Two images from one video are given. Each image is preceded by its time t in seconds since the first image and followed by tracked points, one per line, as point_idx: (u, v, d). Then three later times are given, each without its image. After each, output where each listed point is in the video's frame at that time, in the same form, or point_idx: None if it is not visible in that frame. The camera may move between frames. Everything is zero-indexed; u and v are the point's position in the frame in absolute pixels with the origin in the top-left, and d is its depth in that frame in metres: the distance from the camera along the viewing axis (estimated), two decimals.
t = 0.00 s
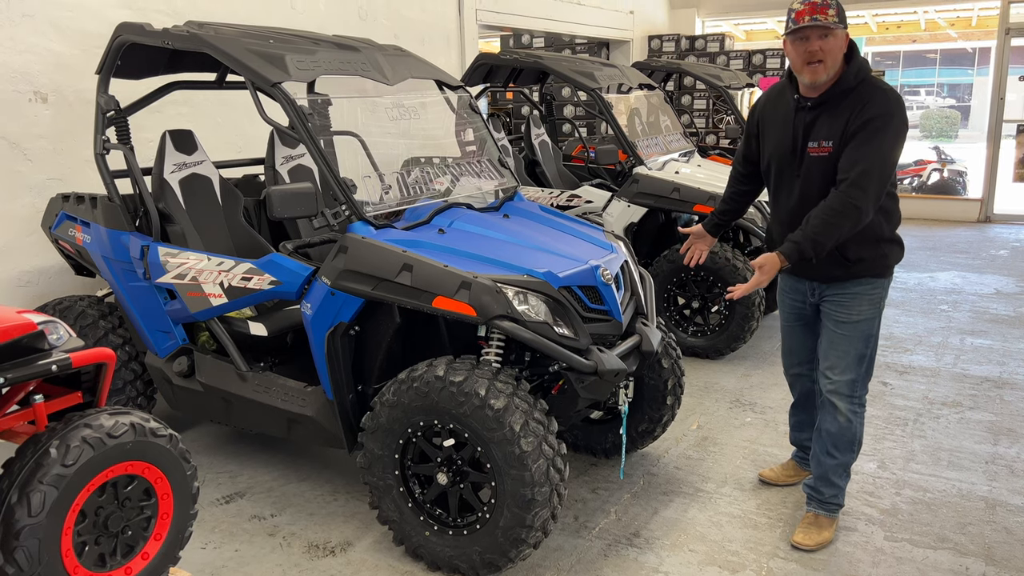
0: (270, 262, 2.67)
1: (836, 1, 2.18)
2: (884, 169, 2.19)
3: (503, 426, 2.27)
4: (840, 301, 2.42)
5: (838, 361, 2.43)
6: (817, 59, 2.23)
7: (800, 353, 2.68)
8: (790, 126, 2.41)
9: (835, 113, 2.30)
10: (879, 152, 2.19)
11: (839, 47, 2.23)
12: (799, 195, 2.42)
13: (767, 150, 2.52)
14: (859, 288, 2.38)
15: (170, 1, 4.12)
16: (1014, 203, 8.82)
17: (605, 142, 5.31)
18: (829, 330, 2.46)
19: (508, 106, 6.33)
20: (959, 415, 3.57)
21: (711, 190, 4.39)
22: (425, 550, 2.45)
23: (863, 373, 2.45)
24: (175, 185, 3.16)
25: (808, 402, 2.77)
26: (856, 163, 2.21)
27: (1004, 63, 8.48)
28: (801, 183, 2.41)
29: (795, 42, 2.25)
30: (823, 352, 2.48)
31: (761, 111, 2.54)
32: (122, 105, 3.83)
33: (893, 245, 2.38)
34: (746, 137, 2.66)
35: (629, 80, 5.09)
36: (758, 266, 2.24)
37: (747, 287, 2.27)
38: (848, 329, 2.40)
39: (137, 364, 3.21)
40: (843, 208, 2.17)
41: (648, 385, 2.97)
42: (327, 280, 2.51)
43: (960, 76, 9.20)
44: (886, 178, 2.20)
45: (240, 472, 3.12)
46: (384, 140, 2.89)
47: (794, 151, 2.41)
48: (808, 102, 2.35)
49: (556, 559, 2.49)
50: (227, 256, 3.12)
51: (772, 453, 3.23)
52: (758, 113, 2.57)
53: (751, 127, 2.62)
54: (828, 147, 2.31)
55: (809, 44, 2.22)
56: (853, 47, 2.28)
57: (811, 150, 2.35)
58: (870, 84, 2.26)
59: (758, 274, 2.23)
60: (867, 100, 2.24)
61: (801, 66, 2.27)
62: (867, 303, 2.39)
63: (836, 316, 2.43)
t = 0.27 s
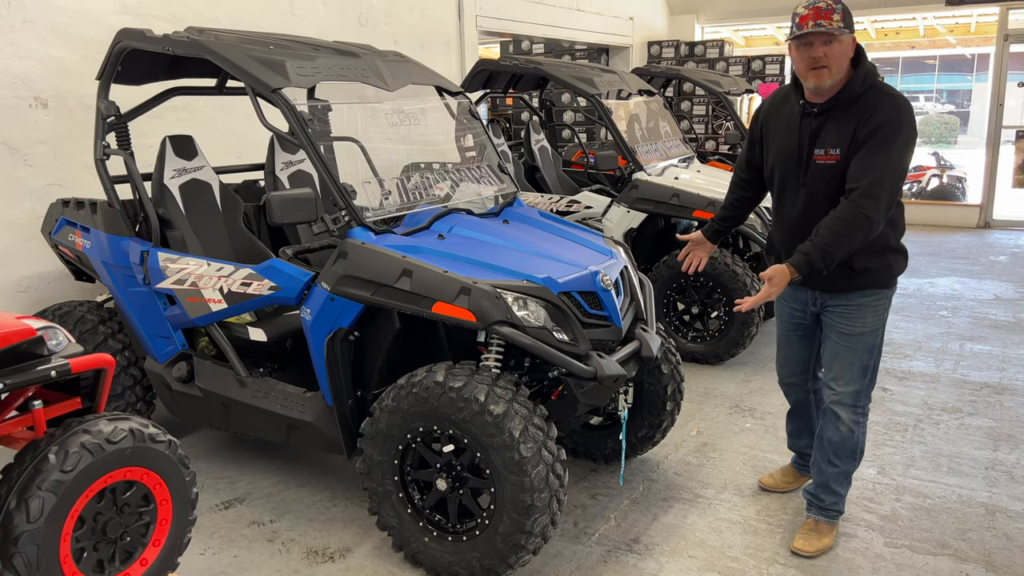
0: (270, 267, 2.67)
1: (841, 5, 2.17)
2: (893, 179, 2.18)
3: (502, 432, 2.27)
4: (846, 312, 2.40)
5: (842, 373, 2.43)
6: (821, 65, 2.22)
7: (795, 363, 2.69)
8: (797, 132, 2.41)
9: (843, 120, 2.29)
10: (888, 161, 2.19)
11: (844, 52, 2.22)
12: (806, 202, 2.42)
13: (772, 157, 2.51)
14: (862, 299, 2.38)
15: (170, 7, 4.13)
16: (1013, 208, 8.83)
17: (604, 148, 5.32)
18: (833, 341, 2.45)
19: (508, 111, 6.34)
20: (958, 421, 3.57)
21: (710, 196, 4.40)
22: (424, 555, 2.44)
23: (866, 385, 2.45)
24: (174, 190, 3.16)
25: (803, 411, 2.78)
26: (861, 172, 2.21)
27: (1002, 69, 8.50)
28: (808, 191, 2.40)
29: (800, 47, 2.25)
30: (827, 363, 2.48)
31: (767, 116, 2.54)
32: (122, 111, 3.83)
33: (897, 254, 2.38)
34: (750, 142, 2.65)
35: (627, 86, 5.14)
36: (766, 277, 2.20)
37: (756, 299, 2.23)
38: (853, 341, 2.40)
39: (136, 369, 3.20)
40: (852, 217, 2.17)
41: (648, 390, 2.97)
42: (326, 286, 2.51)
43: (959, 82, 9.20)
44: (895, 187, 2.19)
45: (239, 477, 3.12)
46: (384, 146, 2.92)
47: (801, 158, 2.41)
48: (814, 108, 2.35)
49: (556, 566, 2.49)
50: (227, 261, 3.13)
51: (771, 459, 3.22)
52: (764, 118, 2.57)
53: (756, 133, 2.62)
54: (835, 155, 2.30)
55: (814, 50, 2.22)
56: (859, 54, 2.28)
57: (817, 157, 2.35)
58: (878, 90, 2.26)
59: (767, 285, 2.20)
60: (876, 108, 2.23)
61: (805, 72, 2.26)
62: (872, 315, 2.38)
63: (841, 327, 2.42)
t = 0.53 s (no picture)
0: (270, 272, 2.67)
1: (821, 7, 2.21)
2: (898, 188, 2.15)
3: (502, 437, 2.26)
4: (838, 322, 2.36)
5: (836, 384, 2.42)
6: (795, 64, 2.31)
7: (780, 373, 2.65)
8: (801, 132, 2.39)
9: (847, 121, 2.27)
10: (892, 169, 2.16)
11: (821, 54, 2.24)
12: (803, 204, 2.41)
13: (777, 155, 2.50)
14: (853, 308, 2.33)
15: (171, 13, 4.14)
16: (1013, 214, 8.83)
17: (604, 153, 5.33)
18: (826, 351, 2.43)
19: (508, 117, 6.35)
20: (959, 427, 3.57)
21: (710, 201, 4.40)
22: (424, 562, 2.44)
23: (861, 394, 2.44)
24: (174, 196, 3.16)
25: (791, 422, 2.75)
26: (871, 182, 2.19)
27: (1001, 75, 8.52)
28: (807, 192, 2.39)
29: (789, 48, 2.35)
30: (821, 373, 2.46)
31: (778, 113, 2.53)
32: (122, 117, 3.84)
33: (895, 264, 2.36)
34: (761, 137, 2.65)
35: (627, 92, 5.08)
36: (787, 311, 2.18)
37: (788, 333, 2.19)
38: (844, 351, 2.37)
39: (136, 375, 3.20)
40: (867, 232, 2.15)
41: (647, 396, 2.97)
42: (326, 291, 2.51)
43: (957, 88, 9.25)
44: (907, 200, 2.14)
45: (239, 483, 3.11)
46: (384, 152, 2.92)
47: (802, 158, 2.39)
48: (819, 107, 2.34)
49: (555, 572, 2.48)
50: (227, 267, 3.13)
51: (771, 465, 3.22)
52: (774, 114, 2.55)
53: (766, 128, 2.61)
54: (835, 157, 2.29)
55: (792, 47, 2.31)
56: (871, 58, 2.26)
57: (818, 158, 2.33)
58: (885, 93, 2.23)
59: (791, 317, 2.16)
60: (881, 112, 2.20)
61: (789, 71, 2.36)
62: (862, 325, 2.34)
63: (833, 338, 2.39)
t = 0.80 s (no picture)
0: (270, 277, 2.67)
1: (822, 4, 2.23)
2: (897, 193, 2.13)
3: (502, 442, 2.26)
4: (825, 327, 2.39)
5: (826, 391, 2.42)
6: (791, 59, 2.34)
7: (766, 376, 2.60)
8: (799, 129, 2.37)
9: (845, 121, 2.26)
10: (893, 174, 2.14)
11: (813, 49, 2.26)
12: (794, 202, 2.39)
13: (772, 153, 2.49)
14: (837, 312, 2.37)
15: (171, 19, 4.15)
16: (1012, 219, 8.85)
17: (604, 158, 5.34)
18: (814, 358, 2.45)
19: (507, 122, 6.36)
20: (959, 432, 3.56)
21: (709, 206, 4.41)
22: (422, 567, 2.43)
23: (852, 400, 2.42)
24: (174, 201, 3.16)
25: (765, 436, 2.66)
26: (880, 189, 2.18)
27: (1000, 80, 8.54)
28: (800, 190, 2.37)
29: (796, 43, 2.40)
30: (812, 379, 2.47)
31: (779, 109, 2.51)
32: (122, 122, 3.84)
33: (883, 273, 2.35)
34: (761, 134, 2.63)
35: (626, 97, 5.08)
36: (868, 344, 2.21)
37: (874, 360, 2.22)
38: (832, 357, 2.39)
39: (135, 380, 3.20)
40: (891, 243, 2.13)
41: (647, 401, 2.96)
42: (326, 296, 2.50)
43: (956, 93, 9.27)
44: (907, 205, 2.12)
45: (238, 488, 3.11)
46: (384, 157, 2.94)
47: (797, 156, 2.37)
48: (815, 106, 2.33)
49: None
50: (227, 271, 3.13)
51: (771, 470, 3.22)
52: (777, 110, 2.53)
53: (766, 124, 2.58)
54: (829, 156, 2.27)
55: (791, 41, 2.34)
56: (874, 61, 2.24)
57: (812, 156, 2.31)
58: (884, 95, 2.22)
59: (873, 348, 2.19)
60: (881, 114, 2.18)
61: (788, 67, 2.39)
62: (849, 332, 2.36)
63: (822, 343, 2.41)
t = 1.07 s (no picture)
0: (270, 281, 2.67)
1: (816, 8, 2.21)
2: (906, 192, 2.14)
3: (501, 447, 2.26)
4: (826, 330, 2.38)
5: (828, 394, 2.40)
6: (789, 64, 2.28)
7: (761, 386, 2.57)
8: (793, 133, 2.33)
9: (843, 124, 2.23)
10: (898, 174, 2.15)
11: (815, 54, 2.24)
12: (795, 205, 2.35)
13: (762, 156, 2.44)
14: (838, 315, 2.35)
15: (172, 23, 4.15)
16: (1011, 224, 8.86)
17: (604, 162, 5.34)
18: (815, 361, 2.43)
19: (507, 126, 6.37)
20: (959, 437, 3.56)
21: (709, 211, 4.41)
22: (422, 573, 2.43)
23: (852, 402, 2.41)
24: (175, 205, 3.16)
25: (757, 447, 2.62)
26: (882, 187, 2.17)
27: (999, 85, 8.56)
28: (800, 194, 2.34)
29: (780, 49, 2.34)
30: (812, 384, 2.45)
31: (760, 113, 2.47)
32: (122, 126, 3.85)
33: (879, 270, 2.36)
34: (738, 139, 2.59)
35: (626, 101, 5.08)
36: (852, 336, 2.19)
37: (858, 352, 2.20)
38: (833, 359, 2.38)
39: (134, 384, 3.19)
40: (899, 240, 2.13)
41: (647, 406, 2.96)
42: (325, 300, 2.51)
43: (955, 97, 9.22)
44: (913, 204, 2.14)
45: (237, 493, 3.10)
46: (384, 162, 2.97)
47: (794, 159, 2.33)
48: (809, 110, 2.30)
49: None
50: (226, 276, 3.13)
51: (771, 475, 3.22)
52: (755, 115, 2.49)
53: (744, 129, 2.54)
54: (832, 158, 2.24)
55: (786, 48, 2.29)
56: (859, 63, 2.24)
57: (812, 159, 2.28)
58: (878, 96, 2.23)
59: (858, 339, 2.17)
60: (881, 115, 2.18)
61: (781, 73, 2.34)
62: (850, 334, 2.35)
63: (822, 347, 2.40)
